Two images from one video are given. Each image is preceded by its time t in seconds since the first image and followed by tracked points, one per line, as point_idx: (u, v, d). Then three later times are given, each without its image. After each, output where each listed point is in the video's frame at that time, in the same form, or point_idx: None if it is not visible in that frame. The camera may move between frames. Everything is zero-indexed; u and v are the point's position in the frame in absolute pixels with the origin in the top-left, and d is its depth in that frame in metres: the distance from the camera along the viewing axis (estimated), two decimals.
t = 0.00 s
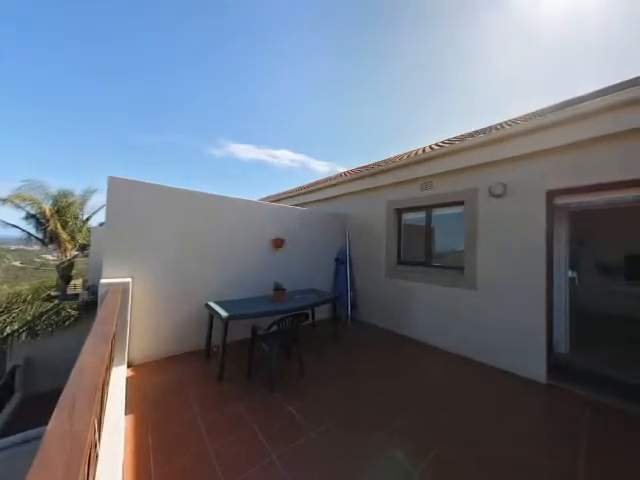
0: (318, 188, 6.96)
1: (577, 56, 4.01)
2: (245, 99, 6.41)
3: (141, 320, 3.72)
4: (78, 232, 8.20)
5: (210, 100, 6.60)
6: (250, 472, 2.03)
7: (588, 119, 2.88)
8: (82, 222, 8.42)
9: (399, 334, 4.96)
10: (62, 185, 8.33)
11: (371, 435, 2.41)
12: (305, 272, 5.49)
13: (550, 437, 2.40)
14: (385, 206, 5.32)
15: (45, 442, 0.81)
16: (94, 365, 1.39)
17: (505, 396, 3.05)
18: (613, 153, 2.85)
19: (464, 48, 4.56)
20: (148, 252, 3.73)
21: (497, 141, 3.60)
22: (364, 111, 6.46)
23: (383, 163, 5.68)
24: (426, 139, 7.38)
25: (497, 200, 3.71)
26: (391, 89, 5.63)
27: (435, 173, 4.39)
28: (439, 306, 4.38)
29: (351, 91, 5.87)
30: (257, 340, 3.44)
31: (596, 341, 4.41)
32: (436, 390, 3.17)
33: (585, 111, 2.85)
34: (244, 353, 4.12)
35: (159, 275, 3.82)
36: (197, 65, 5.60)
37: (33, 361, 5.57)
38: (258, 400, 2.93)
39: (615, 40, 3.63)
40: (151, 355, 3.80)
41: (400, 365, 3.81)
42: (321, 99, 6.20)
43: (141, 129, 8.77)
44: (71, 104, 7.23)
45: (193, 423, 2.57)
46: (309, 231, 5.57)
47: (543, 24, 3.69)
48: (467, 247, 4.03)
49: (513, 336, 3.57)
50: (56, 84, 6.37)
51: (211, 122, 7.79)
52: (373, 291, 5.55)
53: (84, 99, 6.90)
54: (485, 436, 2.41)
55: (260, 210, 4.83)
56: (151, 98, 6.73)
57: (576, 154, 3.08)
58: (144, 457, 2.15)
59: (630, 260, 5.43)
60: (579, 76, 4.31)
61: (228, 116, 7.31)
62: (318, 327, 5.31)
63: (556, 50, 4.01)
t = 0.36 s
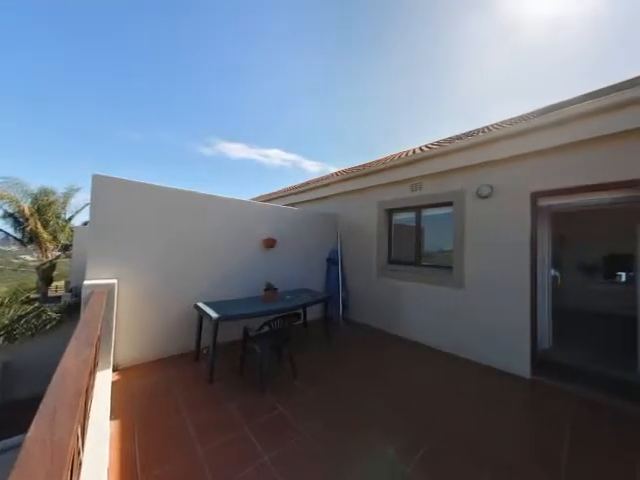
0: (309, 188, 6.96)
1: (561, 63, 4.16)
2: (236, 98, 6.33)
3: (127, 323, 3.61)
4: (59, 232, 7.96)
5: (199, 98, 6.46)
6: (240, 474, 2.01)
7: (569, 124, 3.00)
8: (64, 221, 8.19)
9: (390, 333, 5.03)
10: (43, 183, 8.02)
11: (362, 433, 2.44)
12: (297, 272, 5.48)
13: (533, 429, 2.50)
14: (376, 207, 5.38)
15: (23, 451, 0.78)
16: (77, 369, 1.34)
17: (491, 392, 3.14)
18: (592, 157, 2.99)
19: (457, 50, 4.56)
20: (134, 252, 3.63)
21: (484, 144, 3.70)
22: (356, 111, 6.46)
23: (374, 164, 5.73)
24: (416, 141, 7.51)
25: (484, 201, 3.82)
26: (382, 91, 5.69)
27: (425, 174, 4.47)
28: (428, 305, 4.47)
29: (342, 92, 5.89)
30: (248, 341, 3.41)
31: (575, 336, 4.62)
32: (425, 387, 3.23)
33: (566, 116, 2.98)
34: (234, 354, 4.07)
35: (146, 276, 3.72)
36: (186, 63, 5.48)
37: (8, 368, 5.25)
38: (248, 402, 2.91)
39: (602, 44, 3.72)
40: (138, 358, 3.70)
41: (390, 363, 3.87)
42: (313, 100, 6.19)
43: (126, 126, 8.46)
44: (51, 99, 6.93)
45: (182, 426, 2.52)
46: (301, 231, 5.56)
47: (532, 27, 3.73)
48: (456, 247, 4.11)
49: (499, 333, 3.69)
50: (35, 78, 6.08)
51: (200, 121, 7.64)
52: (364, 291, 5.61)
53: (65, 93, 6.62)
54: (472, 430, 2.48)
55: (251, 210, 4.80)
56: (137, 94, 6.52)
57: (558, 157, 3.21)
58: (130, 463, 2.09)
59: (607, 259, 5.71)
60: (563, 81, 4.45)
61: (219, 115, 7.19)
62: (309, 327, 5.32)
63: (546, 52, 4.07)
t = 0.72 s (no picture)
0: (301, 188, 6.94)
1: (544, 68, 4.31)
2: (226, 98, 6.23)
3: (113, 326, 3.50)
4: (40, 233, 7.91)
5: (188, 96, 6.33)
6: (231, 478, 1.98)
7: (552, 128, 3.11)
8: (45, 221, 8.30)
9: (381, 332, 5.08)
10: (22, 181, 8.39)
11: (353, 432, 2.45)
12: (288, 272, 5.46)
13: (518, 424, 2.58)
14: (367, 207, 5.42)
15: (2, 460, 0.75)
16: (59, 375, 1.29)
17: (479, 388, 3.23)
18: (573, 160, 3.11)
19: (448, 52, 4.62)
20: (120, 253, 3.52)
21: (472, 146, 3.79)
22: (348, 111, 6.47)
23: (365, 165, 5.78)
24: (406, 142, 7.62)
25: (472, 202, 3.91)
26: (373, 93, 5.74)
27: (415, 175, 4.54)
28: (418, 303, 4.53)
29: (334, 93, 5.89)
30: (239, 343, 3.36)
31: (557, 333, 4.80)
32: (415, 385, 3.29)
33: (550, 121, 3.08)
34: (225, 356, 4.01)
35: (133, 277, 3.61)
36: (174, 60, 5.34)
37: None
38: (239, 404, 2.87)
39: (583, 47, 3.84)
40: (124, 362, 3.59)
41: (381, 362, 3.91)
42: (304, 101, 6.18)
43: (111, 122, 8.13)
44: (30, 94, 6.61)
45: (170, 430, 2.46)
46: (292, 231, 5.54)
47: (518, 30, 3.82)
48: (445, 247, 4.20)
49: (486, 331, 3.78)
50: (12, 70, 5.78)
51: (189, 119, 7.48)
52: (355, 290, 5.64)
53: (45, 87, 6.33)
54: (461, 427, 2.54)
55: (242, 210, 4.74)
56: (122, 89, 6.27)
57: (542, 160, 3.32)
58: (116, 470, 2.02)
59: (586, 257, 5.99)
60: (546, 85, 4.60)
61: (209, 114, 7.06)
62: (301, 328, 5.31)
63: (532, 55, 4.17)
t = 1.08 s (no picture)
0: (292, 188, 6.92)
1: (528, 73, 4.47)
2: (216, 96, 6.13)
3: (97, 329, 3.38)
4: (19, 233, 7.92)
5: (177, 94, 6.19)
6: None
7: (536, 132, 3.23)
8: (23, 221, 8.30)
9: (372, 331, 5.13)
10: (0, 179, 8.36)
11: (345, 431, 2.47)
12: (280, 272, 5.44)
13: (504, 418, 2.66)
14: (358, 207, 5.46)
15: None
16: (40, 380, 1.24)
17: (466, 384, 3.31)
18: (555, 163, 3.23)
19: (438, 54, 4.68)
20: (105, 253, 3.41)
21: (460, 148, 3.88)
22: (339, 111, 6.47)
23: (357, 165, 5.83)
24: (396, 143, 7.74)
25: (460, 203, 4.01)
26: (364, 94, 5.79)
27: (405, 176, 4.61)
28: (408, 302, 4.61)
29: (325, 93, 5.90)
30: (229, 344, 3.33)
31: (540, 329, 4.96)
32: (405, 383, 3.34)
33: (535, 125, 3.20)
34: (215, 357, 3.96)
35: (118, 278, 3.50)
36: (162, 58, 5.20)
37: None
38: (230, 406, 2.84)
39: (567, 49, 3.99)
40: (108, 366, 3.47)
41: (372, 361, 3.95)
42: (296, 101, 6.16)
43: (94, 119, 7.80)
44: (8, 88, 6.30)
45: (158, 434, 2.41)
46: (284, 231, 5.53)
47: (505, 33, 3.91)
48: (434, 247, 4.28)
49: (473, 328, 3.89)
50: None
51: (177, 118, 7.31)
52: (347, 290, 5.68)
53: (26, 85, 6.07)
54: (450, 422, 2.60)
55: (233, 209, 4.69)
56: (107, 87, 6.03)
57: (526, 163, 3.44)
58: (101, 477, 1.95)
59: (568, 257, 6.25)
60: (531, 88, 4.77)
61: (198, 113, 6.93)
62: (292, 328, 5.30)
63: (518, 57, 4.27)
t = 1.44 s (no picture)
0: (284, 187, 6.89)
1: (514, 77, 4.62)
2: (206, 96, 6.01)
3: (80, 332, 3.25)
4: None
5: (165, 93, 6.04)
6: None
7: (520, 136, 3.34)
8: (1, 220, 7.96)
9: (363, 330, 5.18)
10: None
11: (336, 431, 2.48)
12: (271, 272, 5.41)
13: (490, 413, 2.73)
14: (350, 208, 5.49)
15: None
16: (18, 387, 1.18)
17: (455, 382, 3.38)
18: (540, 166, 3.35)
19: (429, 56, 4.75)
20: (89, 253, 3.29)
21: (449, 150, 3.97)
22: (331, 111, 6.47)
23: (348, 166, 5.86)
24: (387, 144, 7.82)
25: (449, 203, 4.09)
26: (356, 94, 5.81)
27: (396, 177, 4.66)
28: (399, 302, 4.67)
29: (317, 94, 5.89)
30: (220, 346, 3.27)
31: (525, 327, 5.13)
32: (396, 382, 3.37)
33: (520, 128, 3.30)
34: (205, 359, 3.90)
35: (103, 279, 3.39)
36: (149, 56, 5.05)
37: None
38: (220, 408, 2.80)
39: (551, 53, 4.13)
40: (92, 370, 3.35)
41: (362, 360, 3.99)
42: (288, 100, 6.09)
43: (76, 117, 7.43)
44: None
45: (145, 439, 2.34)
46: (275, 231, 5.49)
47: (494, 39, 4.00)
48: (424, 246, 4.36)
49: (461, 326, 3.98)
50: None
51: (165, 117, 7.13)
52: (338, 290, 5.70)
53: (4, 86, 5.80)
54: (439, 419, 2.65)
55: (224, 209, 4.64)
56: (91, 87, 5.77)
57: (512, 166, 3.55)
58: None
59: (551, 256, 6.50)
60: (516, 91, 4.93)
61: (187, 112, 6.76)
62: (284, 328, 5.28)
63: (506, 61, 4.39)
